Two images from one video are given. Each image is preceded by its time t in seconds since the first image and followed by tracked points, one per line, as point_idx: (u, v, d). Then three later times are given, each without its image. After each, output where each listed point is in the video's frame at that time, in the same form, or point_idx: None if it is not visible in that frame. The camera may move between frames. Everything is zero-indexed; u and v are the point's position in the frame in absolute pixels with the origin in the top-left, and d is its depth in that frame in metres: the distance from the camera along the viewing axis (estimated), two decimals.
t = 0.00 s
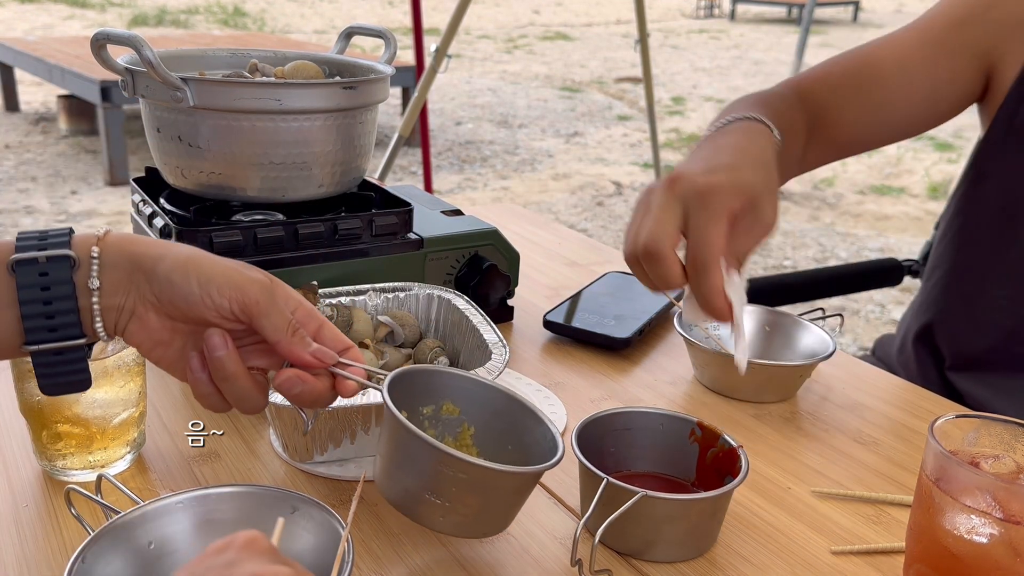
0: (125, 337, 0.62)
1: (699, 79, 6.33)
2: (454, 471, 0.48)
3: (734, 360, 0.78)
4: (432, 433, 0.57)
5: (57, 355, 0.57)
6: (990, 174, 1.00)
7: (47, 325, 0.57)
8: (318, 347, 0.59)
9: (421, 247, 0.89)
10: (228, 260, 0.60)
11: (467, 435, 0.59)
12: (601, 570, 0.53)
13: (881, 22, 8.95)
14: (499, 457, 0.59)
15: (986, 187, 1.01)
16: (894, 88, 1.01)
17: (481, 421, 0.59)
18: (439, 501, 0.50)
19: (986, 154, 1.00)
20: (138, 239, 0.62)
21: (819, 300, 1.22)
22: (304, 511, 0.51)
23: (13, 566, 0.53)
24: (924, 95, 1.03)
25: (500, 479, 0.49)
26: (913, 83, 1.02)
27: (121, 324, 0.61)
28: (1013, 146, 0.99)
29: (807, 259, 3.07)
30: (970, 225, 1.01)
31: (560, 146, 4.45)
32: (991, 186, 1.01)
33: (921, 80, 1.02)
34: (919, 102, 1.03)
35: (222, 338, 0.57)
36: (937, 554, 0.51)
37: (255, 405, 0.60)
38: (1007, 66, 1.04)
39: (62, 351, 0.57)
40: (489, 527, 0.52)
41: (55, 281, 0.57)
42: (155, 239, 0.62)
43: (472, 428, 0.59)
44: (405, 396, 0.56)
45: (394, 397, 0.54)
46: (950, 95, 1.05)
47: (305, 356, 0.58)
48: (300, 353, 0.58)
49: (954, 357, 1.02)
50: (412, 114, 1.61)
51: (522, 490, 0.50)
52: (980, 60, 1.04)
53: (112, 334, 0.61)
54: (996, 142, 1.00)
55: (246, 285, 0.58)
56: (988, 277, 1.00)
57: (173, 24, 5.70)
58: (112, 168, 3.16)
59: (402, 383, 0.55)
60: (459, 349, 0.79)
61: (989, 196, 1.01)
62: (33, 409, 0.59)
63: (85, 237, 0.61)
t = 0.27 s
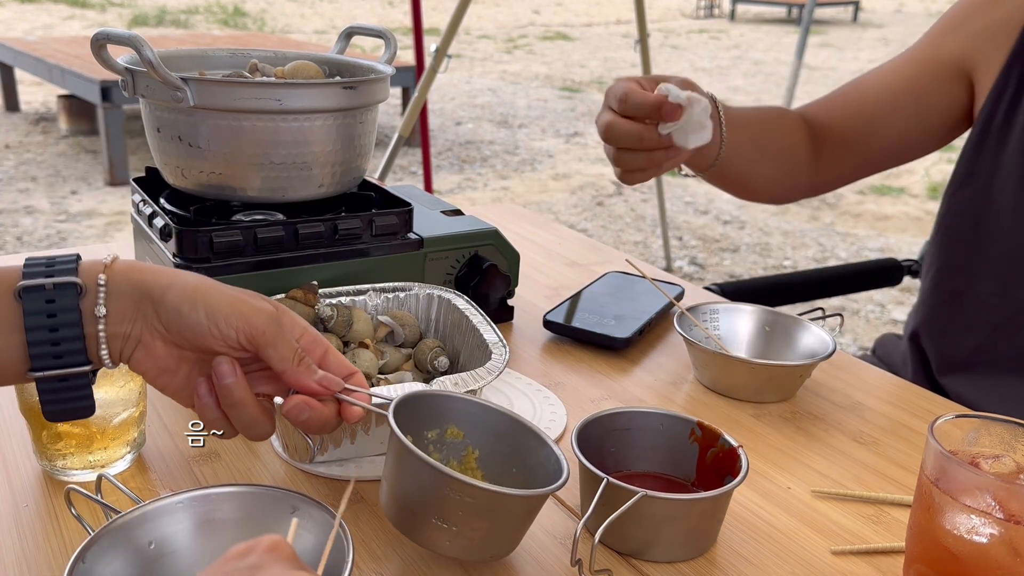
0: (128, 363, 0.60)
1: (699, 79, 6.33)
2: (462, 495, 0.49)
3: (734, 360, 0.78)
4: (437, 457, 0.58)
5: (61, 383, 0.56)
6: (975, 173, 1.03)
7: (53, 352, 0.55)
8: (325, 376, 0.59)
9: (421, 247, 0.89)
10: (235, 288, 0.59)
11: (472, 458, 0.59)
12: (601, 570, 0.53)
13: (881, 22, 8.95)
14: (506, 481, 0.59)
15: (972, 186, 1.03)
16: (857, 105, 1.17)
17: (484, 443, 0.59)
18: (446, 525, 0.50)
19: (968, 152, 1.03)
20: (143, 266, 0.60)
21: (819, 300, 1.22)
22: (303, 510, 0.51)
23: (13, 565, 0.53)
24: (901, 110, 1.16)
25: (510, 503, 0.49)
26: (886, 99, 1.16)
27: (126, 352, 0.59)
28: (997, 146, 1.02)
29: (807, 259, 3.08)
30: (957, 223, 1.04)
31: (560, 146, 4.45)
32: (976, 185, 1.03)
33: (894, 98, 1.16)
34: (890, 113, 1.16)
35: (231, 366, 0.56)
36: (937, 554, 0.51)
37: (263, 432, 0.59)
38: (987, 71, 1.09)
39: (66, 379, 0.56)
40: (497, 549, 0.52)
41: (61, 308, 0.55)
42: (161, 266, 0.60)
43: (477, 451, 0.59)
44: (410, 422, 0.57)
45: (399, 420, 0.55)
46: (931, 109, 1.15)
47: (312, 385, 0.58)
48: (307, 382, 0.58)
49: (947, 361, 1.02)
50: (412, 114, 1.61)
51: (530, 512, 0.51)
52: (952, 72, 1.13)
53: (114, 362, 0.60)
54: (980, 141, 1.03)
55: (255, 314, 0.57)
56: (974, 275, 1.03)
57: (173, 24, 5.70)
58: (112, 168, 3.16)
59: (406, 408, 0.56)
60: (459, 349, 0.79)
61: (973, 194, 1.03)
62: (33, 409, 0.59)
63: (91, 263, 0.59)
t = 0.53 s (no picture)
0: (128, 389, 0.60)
1: (699, 79, 6.33)
2: (468, 522, 0.50)
3: (734, 360, 0.78)
4: (437, 473, 0.59)
5: (59, 409, 0.56)
6: (957, 177, 1.03)
7: (51, 379, 0.55)
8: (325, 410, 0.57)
9: (421, 247, 0.89)
10: (239, 321, 0.58)
11: (473, 471, 0.59)
12: (601, 571, 0.53)
13: (881, 22, 8.96)
14: (508, 492, 0.59)
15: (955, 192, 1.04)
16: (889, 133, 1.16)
17: (484, 456, 0.60)
18: (448, 549, 0.51)
19: (947, 157, 1.04)
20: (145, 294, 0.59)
21: (819, 300, 1.22)
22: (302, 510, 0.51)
23: (13, 566, 0.53)
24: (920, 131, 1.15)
25: (511, 527, 0.50)
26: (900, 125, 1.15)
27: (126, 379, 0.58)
28: (974, 149, 1.02)
29: (807, 259, 3.08)
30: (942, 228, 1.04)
31: (560, 146, 4.45)
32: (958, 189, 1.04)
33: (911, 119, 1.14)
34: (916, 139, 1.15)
35: (233, 398, 0.55)
36: (937, 553, 0.51)
37: (263, 460, 0.59)
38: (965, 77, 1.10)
39: (64, 406, 0.56)
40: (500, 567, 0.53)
41: (60, 337, 0.54)
42: (164, 295, 0.59)
43: (478, 464, 0.60)
44: (407, 442, 0.57)
45: (396, 444, 0.55)
46: (941, 125, 1.14)
47: (311, 421, 0.57)
48: (305, 418, 0.57)
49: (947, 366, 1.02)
50: (412, 114, 1.61)
51: (528, 532, 0.52)
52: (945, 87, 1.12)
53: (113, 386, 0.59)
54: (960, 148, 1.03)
55: (258, 349, 0.56)
56: (961, 275, 1.03)
57: (173, 24, 5.71)
58: (112, 168, 3.16)
59: (404, 431, 0.56)
60: (459, 349, 0.79)
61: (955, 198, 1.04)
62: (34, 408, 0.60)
63: (91, 289, 0.57)
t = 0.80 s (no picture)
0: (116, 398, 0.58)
1: (699, 79, 6.33)
2: (460, 532, 0.50)
3: (734, 360, 0.78)
4: (444, 479, 0.59)
5: (49, 425, 0.54)
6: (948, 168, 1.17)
7: (27, 397, 0.53)
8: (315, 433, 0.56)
9: (421, 247, 0.89)
10: (222, 353, 0.53)
11: (479, 474, 0.60)
12: (601, 571, 0.53)
13: (881, 22, 8.96)
14: (514, 491, 0.59)
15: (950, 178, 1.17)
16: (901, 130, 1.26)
17: (488, 458, 0.60)
18: (443, 559, 0.51)
19: (941, 152, 1.19)
20: (120, 318, 0.54)
21: (819, 300, 1.22)
22: (303, 511, 0.51)
23: (12, 566, 0.53)
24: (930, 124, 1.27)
25: (508, 529, 0.50)
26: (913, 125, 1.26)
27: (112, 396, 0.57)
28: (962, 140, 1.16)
29: (806, 259, 3.08)
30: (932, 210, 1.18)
31: (560, 146, 4.45)
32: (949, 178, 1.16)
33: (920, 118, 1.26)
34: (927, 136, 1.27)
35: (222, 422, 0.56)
36: (937, 553, 0.51)
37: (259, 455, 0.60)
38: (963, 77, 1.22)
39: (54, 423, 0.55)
40: (503, 567, 0.53)
41: (37, 375, 0.52)
42: (139, 317, 0.54)
43: (484, 467, 0.60)
44: (402, 459, 0.57)
45: (389, 472, 0.56)
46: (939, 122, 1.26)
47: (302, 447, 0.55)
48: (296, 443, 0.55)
49: (958, 368, 1.07)
50: (412, 114, 1.61)
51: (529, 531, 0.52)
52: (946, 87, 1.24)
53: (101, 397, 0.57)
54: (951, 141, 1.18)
55: (240, 388, 0.52)
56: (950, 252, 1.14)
57: (173, 24, 5.71)
58: (112, 168, 3.16)
59: (394, 447, 0.56)
60: (459, 349, 0.79)
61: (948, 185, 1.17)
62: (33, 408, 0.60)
63: (62, 317, 0.53)
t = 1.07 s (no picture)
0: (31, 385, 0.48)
1: (699, 79, 6.34)
2: (456, 533, 0.50)
3: (734, 360, 0.78)
4: (440, 486, 0.59)
5: None
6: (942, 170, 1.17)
7: None
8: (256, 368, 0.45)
9: (421, 247, 0.89)
10: (118, 316, 0.42)
11: (475, 478, 0.59)
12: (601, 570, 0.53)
13: (881, 22, 8.96)
14: (514, 492, 0.59)
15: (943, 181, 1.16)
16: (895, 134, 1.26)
17: (484, 461, 0.60)
18: (443, 562, 0.51)
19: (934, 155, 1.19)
20: None
21: (819, 300, 1.22)
22: (304, 511, 0.51)
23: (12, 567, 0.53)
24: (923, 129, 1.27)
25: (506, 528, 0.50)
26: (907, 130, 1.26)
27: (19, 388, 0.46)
28: (954, 142, 1.15)
29: (806, 259, 3.08)
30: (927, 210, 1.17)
31: (560, 146, 4.46)
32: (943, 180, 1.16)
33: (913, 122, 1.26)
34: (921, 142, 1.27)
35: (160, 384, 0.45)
36: (937, 553, 0.51)
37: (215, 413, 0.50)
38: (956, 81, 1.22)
39: None
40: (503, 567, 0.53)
41: None
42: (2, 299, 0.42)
43: (479, 471, 0.59)
44: (398, 468, 0.57)
45: (384, 481, 0.56)
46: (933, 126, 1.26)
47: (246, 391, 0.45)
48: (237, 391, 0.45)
49: (957, 365, 1.07)
50: (412, 114, 1.61)
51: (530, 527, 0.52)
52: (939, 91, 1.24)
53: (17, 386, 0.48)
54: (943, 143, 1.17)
55: (147, 349, 0.42)
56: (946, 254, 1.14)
57: (173, 24, 5.71)
58: (112, 168, 3.16)
59: (388, 458, 0.56)
60: (459, 349, 0.79)
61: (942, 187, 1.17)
62: (33, 408, 0.59)
63: None
